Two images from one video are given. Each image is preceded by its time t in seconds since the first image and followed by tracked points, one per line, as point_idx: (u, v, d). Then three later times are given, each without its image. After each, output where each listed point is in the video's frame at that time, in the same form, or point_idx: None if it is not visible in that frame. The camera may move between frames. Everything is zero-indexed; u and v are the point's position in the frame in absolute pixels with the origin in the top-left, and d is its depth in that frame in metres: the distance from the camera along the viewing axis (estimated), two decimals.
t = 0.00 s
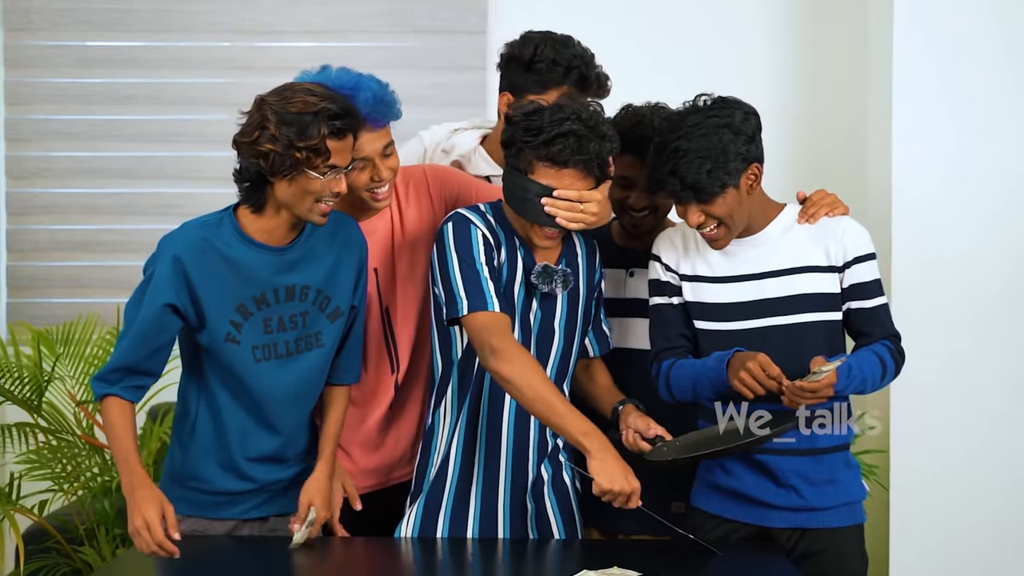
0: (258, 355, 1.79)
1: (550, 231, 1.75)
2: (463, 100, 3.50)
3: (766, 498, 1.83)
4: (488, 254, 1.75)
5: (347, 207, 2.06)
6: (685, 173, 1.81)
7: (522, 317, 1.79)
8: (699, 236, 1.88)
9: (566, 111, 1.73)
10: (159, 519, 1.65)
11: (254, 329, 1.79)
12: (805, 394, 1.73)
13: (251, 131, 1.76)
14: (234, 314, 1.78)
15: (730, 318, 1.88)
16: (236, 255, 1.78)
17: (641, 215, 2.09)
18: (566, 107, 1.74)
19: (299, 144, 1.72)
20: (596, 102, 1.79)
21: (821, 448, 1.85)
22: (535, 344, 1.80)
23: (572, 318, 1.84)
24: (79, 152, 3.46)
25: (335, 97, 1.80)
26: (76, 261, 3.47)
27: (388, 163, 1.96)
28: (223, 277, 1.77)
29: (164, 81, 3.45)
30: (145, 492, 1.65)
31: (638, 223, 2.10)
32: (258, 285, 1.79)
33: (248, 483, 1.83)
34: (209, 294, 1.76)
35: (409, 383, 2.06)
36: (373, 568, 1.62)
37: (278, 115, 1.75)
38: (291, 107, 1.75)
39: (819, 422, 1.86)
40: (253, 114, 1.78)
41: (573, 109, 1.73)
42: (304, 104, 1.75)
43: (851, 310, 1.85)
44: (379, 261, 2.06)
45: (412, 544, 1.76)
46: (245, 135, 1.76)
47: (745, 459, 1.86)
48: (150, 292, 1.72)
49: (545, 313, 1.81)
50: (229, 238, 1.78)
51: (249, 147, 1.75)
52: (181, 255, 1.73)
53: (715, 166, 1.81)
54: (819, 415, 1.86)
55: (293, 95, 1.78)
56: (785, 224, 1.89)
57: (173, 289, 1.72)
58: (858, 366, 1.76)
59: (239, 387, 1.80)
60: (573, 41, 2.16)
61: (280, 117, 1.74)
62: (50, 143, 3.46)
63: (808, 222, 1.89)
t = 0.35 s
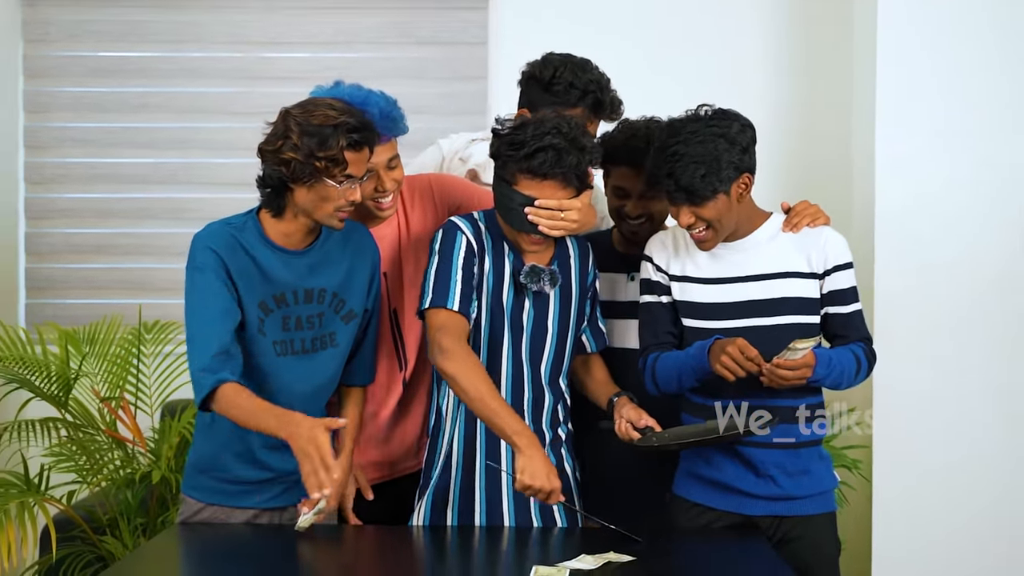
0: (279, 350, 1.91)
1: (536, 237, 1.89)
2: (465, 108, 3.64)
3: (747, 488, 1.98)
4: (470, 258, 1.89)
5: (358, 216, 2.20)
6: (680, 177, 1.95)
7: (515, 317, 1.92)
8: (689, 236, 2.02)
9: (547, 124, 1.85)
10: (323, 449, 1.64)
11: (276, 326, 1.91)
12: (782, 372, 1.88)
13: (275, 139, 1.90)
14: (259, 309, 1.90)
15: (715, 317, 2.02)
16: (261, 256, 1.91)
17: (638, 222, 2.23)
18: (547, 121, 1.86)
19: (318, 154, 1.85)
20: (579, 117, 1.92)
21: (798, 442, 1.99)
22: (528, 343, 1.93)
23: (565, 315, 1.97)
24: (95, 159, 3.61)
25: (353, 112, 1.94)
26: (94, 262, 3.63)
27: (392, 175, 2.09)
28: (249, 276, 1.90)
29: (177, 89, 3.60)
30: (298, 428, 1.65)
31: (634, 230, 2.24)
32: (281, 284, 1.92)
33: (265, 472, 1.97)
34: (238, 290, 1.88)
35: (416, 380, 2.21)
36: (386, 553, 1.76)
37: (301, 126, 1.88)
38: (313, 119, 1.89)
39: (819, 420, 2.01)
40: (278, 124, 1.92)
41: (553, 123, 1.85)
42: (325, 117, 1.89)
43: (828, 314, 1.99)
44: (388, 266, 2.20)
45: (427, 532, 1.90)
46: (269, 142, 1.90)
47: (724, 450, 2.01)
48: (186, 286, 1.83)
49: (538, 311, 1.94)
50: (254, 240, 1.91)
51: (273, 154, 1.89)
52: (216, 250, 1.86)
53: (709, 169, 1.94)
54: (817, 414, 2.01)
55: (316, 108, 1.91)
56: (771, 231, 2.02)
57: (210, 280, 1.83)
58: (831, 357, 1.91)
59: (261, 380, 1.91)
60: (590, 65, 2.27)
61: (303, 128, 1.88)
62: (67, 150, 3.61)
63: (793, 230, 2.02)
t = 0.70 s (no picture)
0: (288, 350, 2.05)
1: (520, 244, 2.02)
2: (464, 118, 3.77)
3: (729, 482, 2.11)
4: (441, 258, 2.05)
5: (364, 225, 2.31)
6: (681, 173, 2.08)
7: (504, 316, 2.06)
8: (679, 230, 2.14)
9: (529, 139, 1.98)
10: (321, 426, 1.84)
11: (285, 327, 2.04)
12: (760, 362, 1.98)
13: (288, 152, 1.99)
14: (269, 311, 2.02)
15: (703, 319, 2.14)
16: (271, 260, 2.03)
17: (632, 232, 2.35)
18: (529, 136, 1.99)
19: (331, 167, 1.96)
20: (560, 130, 2.04)
21: (778, 441, 2.12)
22: (514, 341, 2.06)
23: (554, 316, 2.09)
24: (108, 166, 3.76)
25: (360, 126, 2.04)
26: (106, 266, 3.77)
27: (398, 187, 2.21)
28: (261, 280, 2.02)
29: (186, 100, 3.75)
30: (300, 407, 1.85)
31: (630, 240, 2.36)
32: (289, 288, 2.04)
33: (275, 467, 2.08)
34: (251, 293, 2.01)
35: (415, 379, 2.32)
36: (387, 543, 1.90)
37: (314, 140, 1.98)
38: (325, 134, 1.99)
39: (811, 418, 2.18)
40: (291, 139, 2.02)
41: (535, 139, 1.98)
42: (336, 132, 1.99)
43: (811, 323, 2.12)
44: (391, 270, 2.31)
45: (424, 523, 2.02)
46: (283, 156, 1.99)
47: (706, 446, 2.13)
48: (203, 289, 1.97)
49: (526, 311, 2.07)
50: (265, 246, 2.03)
51: (287, 168, 1.99)
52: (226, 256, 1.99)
53: (711, 171, 2.08)
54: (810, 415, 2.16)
55: (326, 123, 2.01)
56: (761, 242, 2.14)
57: (222, 285, 1.97)
58: (812, 361, 2.04)
59: (272, 378, 2.05)
60: (581, 78, 2.40)
61: (315, 143, 1.98)
62: (80, 158, 3.76)
63: (783, 241, 2.13)
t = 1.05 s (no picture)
0: (290, 342, 2.14)
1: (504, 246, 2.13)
2: (460, 122, 3.87)
3: (711, 472, 2.21)
4: (436, 266, 2.15)
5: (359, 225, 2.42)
6: (679, 167, 2.18)
7: (492, 314, 2.16)
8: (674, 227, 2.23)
9: (510, 145, 2.08)
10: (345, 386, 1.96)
11: (287, 321, 2.14)
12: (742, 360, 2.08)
13: (287, 153, 2.11)
14: (270, 306, 2.12)
15: (697, 314, 2.22)
16: (271, 257, 2.13)
17: (616, 233, 2.46)
18: (511, 142, 2.09)
19: (327, 168, 2.07)
20: (543, 136, 2.14)
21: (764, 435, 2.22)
22: (503, 339, 2.16)
23: (540, 314, 2.19)
24: (113, 169, 3.87)
25: (357, 131, 2.16)
26: (112, 266, 3.88)
27: (392, 190, 2.31)
28: (263, 276, 2.12)
29: (190, 104, 3.86)
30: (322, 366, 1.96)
31: (613, 241, 2.46)
32: (290, 284, 2.14)
33: (278, 457, 2.19)
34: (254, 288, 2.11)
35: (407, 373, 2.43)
36: (385, 528, 2.01)
37: (311, 143, 2.10)
38: (322, 137, 2.11)
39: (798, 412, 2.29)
40: (290, 140, 2.13)
41: (517, 145, 2.08)
42: (333, 136, 2.11)
43: (796, 321, 2.20)
44: (385, 270, 2.42)
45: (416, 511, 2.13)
46: (283, 156, 2.11)
47: (691, 437, 2.23)
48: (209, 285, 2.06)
49: (514, 310, 2.17)
50: (266, 245, 2.13)
51: (285, 168, 2.10)
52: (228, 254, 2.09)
53: (706, 167, 2.18)
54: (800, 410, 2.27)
55: (324, 127, 2.13)
56: (751, 242, 2.23)
57: (225, 281, 2.07)
58: (795, 359, 2.14)
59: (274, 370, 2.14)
60: (551, 80, 2.49)
61: (313, 144, 2.10)
62: (85, 161, 3.87)
63: (773, 242, 2.23)
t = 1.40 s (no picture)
0: (282, 332, 2.24)
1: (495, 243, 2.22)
2: (457, 124, 3.97)
3: (696, 462, 2.30)
4: (423, 267, 2.28)
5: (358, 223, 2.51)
6: (657, 173, 2.25)
7: (485, 308, 2.26)
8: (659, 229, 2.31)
9: (496, 147, 2.16)
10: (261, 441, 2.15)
11: (279, 312, 2.25)
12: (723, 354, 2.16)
13: (283, 151, 2.20)
14: (262, 298, 2.25)
15: (681, 310, 2.32)
16: (264, 251, 2.26)
17: (603, 233, 2.55)
18: (496, 143, 2.17)
19: (319, 168, 2.16)
20: (527, 136, 2.23)
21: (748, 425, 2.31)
22: (497, 332, 2.26)
23: (533, 305, 2.28)
24: (118, 170, 3.97)
25: (350, 130, 2.24)
26: (118, 265, 3.98)
27: (392, 187, 2.40)
28: (253, 269, 2.25)
29: (193, 107, 3.96)
30: (241, 424, 2.16)
31: (600, 242, 2.56)
32: (282, 277, 2.26)
33: (278, 444, 2.28)
34: (243, 281, 2.24)
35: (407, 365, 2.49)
36: (383, 512, 2.13)
37: (305, 143, 2.19)
38: (316, 137, 2.20)
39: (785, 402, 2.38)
40: (287, 140, 2.23)
41: (502, 146, 2.16)
42: (326, 137, 2.20)
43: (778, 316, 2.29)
44: (384, 266, 2.51)
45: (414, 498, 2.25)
46: (278, 154, 2.20)
47: (678, 427, 2.31)
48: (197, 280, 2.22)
49: (505, 302, 2.27)
50: (259, 239, 2.27)
51: (280, 166, 2.20)
52: (219, 250, 2.23)
53: (683, 171, 2.25)
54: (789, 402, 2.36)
55: (319, 127, 2.22)
56: (733, 240, 2.32)
57: (215, 275, 2.22)
58: (778, 352, 2.23)
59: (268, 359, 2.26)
60: (544, 86, 2.59)
61: (307, 145, 2.18)
62: (91, 162, 3.97)
63: (753, 240, 2.32)
